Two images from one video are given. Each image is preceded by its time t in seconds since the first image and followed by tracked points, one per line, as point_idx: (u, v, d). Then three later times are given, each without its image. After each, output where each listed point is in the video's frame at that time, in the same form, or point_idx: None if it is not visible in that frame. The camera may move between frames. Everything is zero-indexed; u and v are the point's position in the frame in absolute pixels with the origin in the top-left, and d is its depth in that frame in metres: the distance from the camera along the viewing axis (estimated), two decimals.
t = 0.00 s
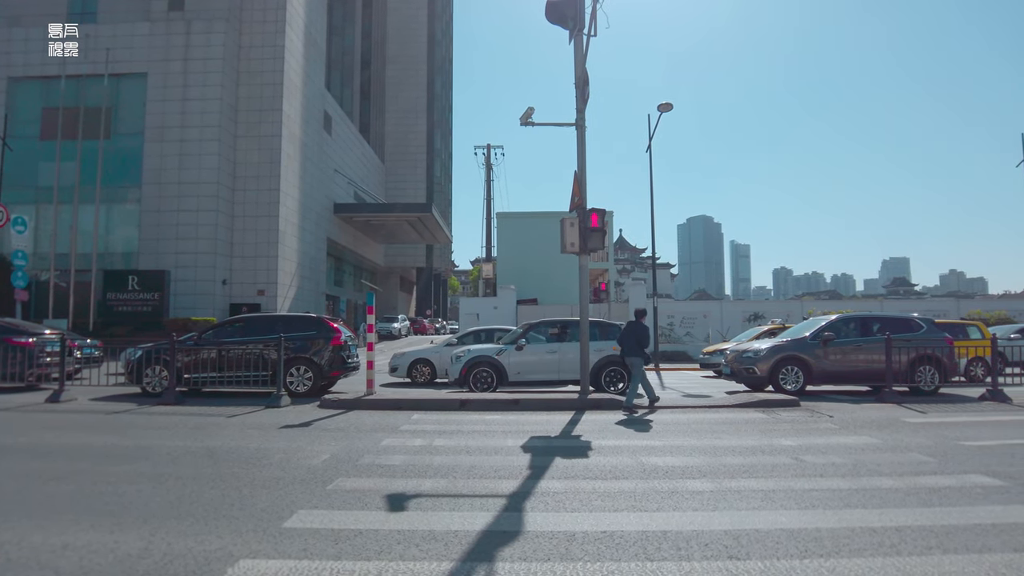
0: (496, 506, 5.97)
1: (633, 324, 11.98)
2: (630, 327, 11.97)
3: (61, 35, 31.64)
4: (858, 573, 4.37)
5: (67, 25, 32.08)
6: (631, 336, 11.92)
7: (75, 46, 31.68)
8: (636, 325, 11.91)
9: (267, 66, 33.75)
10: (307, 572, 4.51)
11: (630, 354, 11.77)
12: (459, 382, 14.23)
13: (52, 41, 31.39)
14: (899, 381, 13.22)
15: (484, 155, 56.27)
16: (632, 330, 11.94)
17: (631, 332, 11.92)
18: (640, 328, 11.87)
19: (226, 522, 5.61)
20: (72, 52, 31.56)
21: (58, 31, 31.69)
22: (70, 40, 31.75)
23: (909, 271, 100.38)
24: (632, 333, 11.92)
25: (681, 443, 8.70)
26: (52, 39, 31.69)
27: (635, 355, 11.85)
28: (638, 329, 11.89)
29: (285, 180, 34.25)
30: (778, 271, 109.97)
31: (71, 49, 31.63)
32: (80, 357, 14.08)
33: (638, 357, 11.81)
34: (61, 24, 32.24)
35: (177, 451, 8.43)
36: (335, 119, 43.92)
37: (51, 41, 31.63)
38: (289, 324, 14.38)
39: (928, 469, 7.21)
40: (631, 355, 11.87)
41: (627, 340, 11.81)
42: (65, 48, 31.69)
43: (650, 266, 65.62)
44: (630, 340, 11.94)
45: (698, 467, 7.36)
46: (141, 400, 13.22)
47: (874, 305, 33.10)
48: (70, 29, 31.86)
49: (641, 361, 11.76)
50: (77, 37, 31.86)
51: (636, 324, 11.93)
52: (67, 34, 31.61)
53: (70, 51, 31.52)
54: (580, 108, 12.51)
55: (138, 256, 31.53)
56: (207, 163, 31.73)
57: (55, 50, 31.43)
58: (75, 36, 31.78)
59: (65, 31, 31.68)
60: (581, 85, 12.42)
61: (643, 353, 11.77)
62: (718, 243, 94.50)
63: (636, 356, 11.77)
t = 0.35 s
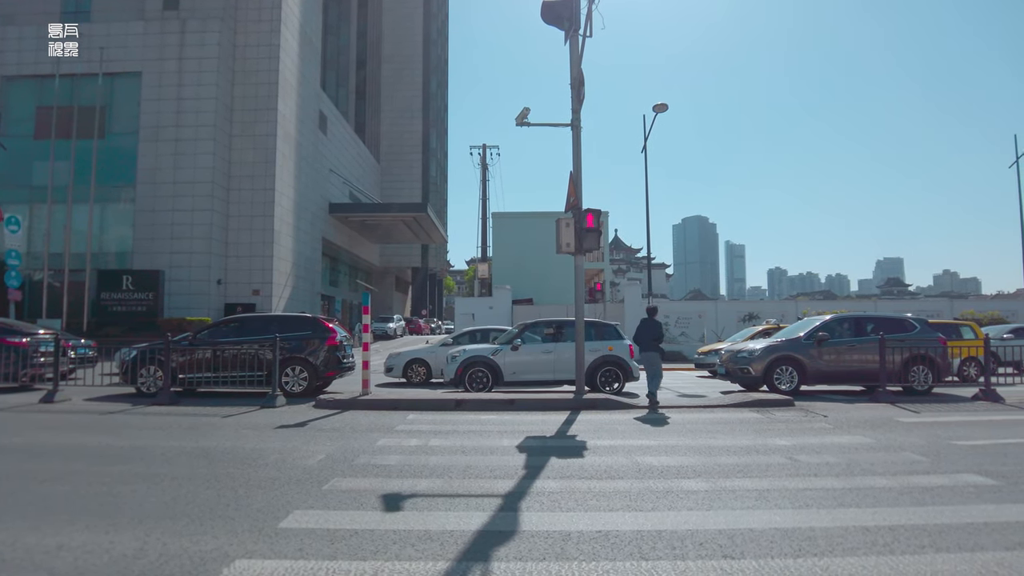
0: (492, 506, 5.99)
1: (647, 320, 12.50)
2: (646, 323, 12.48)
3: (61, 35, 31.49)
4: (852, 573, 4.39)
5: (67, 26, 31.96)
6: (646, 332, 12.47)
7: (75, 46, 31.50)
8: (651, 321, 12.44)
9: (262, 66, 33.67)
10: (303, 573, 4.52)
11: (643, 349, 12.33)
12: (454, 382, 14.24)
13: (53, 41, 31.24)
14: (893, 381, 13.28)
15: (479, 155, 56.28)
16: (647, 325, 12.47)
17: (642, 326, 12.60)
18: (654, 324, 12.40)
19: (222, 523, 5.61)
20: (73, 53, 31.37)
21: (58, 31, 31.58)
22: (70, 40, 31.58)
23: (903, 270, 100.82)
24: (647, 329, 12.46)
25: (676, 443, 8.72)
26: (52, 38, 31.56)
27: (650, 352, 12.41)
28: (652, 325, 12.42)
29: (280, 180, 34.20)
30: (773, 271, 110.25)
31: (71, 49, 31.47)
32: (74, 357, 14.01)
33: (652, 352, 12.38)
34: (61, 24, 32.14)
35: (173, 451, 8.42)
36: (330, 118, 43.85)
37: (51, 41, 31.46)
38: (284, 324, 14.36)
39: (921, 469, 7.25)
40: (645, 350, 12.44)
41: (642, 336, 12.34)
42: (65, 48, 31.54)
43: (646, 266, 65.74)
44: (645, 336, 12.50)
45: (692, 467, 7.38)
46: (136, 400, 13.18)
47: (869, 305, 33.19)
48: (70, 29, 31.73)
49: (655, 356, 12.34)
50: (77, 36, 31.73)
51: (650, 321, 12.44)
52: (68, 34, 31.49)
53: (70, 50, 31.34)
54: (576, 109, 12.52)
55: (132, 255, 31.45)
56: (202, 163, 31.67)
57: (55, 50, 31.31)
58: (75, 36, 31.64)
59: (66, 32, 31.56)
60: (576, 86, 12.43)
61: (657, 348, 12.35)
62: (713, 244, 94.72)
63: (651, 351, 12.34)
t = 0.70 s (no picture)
0: (485, 506, 6.00)
1: (653, 322, 12.90)
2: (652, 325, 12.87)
3: (61, 35, 31.44)
4: (841, 571, 4.42)
5: (68, 26, 31.89)
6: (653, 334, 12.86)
7: (75, 46, 31.41)
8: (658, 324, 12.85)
9: (256, 66, 33.63)
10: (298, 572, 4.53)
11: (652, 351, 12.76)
12: (449, 382, 14.26)
13: (53, 42, 31.21)
14: (886, 381, 13.36)
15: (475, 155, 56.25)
16: (654, 327, 12.89)
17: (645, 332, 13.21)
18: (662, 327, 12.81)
19: (215, 523, 5.61)
20: (73, 53, 31.30)
21: (58, 31, 31.50)
22: (70, 40, 31.49)
23: (897, 271, 101.25)
24: (653, 331, 12.86)
25: (669, 443, 8.76)
26: (52, 39, 31.48)
27: (659, 351, 12.79)
28: (660, 327, 12.83)
29: (275, 180, 34.17)
30: (767, 271, 110.51)
31: (71, 49, 31.38)
32: (68, 357, 13.99)
33: (662, 353, 12.78)
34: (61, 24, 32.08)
35: (167, 451, 8.42)
36: (325, 118, 43.80)
37: (51, 41, 31.46)
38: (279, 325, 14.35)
39: (913, 468, 7.29)
40: (655, 351, 12.83)
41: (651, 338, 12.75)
42: (65, 48, 31.45)
43: (641, 266, 65.84)
44: (653, 337, 12.87)
45: (685, 467, 7.41)
46: (130, 401, 13.16)
47: (863, 305, 33.28)
48: (70, 29, 31.63)
49: (665, 357, 12.74)
50: (77, 36, 31.62)
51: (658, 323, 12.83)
52: (68, 34, 31.41)
53: (71, 51, 31.25)
54: (570, 109, 12.55)
55: (126, 256, 31.37)
56: (196, 163, 31.61)
57: (55, 50, 31.24)
58: (75, 36, 31.55)
59: (66, 32, 31.49)
60: (571, 87, 12.47)
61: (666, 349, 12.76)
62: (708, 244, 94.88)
63: (661, 353, 12.76)
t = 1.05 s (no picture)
0: (474, 506, 6.04)
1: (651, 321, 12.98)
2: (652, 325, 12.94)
3: (61, 35, 31.31)
4: (823, 571, 4.47)
5: (68, 26, 31.81)
6: (653, 334, 12.93)
7: (75, 47, 31.32)
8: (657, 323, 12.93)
9: (251, 66, 33.63)
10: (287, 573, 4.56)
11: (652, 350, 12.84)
12: (442, 383, 14.29)
13: (53, 42, 31.15)
14: (876, 381, 13.44)
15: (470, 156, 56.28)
16: (653, 327, 12.97)
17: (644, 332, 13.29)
18: (660, 326, 12.90)
19: (206, 524, 5.63)
20: (74, 53, 31.25)
21: (57, 31, 31.38)
22: (70, 40, 31.38)
23: (890, 271, 101.67)
24: (652, 330, 12.94)
25: (659, 443, 8.82)
26: (52, 38, 31.40)
27: (660, 351, 12.87)
28: (659, 326, 12.91)
29: (270, 180, 34.15)
30: (762, 272, 110.78)
31: (71, 49, 31.28)
32: (61, 359, 14.00)
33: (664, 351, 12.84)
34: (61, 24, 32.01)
35: (159, 453, 8.43)
36: (320, 119, 43.77)
37: (51, 41, 31.37)
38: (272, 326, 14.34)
39: (899, 468, 7.35)
40: (657, 350, 12.89)
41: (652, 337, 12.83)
42: (64, 48, 31.33)
43: (636, 267, 65.97)
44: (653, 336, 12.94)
45: (674, 467, 7.47)
46: (123, 402, 13.17)
47: (857, 305, 33.39)
48: (70, 29, 31.55)
49: (666, 356, 12.82)
50: (77, 36, 31.55)
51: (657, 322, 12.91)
52: (68, 34, 31.30)
53: (71, 51, 31.17)
54: (562, 111, 12.59)
55: (120, 256, 31.31)
56: (190, 163, 31.59)
57: (55, 50, 31.15)
58: (75, 36, 31.48)
59: (66, 32, 31.36)
60: (562, 90, 12.52)
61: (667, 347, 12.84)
62: (703, 244, 95.06)
63: (662, 352, 12.83)
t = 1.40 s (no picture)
0: (462, 504, 6.11)
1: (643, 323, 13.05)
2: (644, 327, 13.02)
3: (60, 35, 31.26)
4: (802, 565, 4.55)
5: (68, 26, 31.72)
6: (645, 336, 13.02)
7: (75, 47, 31.26)
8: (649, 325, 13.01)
9: (245, 67, 33.64)
10: (275, 570, 4.62)
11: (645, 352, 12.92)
12: (435, 383, 14.35)
13: (53, 42, 31.09)
14: (865, 381, 13.55)
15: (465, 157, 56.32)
16: (645, 328, 13.05)
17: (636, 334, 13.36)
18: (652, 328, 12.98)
19: (196, 522, 5.69)
20: (73, 53, 31.17)
21: (57, 31, 31.33)
22: (69, 40, 31.32)
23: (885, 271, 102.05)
24: (644, 332, 13.02)
25: (648, 442, 8.89)
26: (52, 38, 31.35)
27: (652, 352, 12.95)
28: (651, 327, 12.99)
29: (264, 181, 34.16)
30: (756, 272, 111.05)
31: (71, 49, 31.21)
32: (54, 360, 14.01)
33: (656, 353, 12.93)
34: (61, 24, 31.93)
35: (151, 453, 8.48)
36: (315, 120, 43.78)
37: (51, 41, 31.33)
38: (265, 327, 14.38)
39: (883, 466, 7.44)
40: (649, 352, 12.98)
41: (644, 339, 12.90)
42: (64, 48, 31.25)
43: (631, 267, 66.12)
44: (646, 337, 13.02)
45: (662, 465, 7.55)
46: (116, 403, 13.19)
47: (849, 305, 33.55)
48: (70, 29, 31.48)
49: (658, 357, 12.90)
50: (76, 37, 31.48)
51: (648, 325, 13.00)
52: (67, 34, 31.23)
53: (71, 51, 31.09)
54: (553, 113, 12.67)
55: (114, 258, 31.28)
56: (184, 164, 31.57)
57: (54, 50, 31.09)
58: (74, 36, 31.41)
59: (65, 31, 31.28)
60: (554, 92, 12.59)
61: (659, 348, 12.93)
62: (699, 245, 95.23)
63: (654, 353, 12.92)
